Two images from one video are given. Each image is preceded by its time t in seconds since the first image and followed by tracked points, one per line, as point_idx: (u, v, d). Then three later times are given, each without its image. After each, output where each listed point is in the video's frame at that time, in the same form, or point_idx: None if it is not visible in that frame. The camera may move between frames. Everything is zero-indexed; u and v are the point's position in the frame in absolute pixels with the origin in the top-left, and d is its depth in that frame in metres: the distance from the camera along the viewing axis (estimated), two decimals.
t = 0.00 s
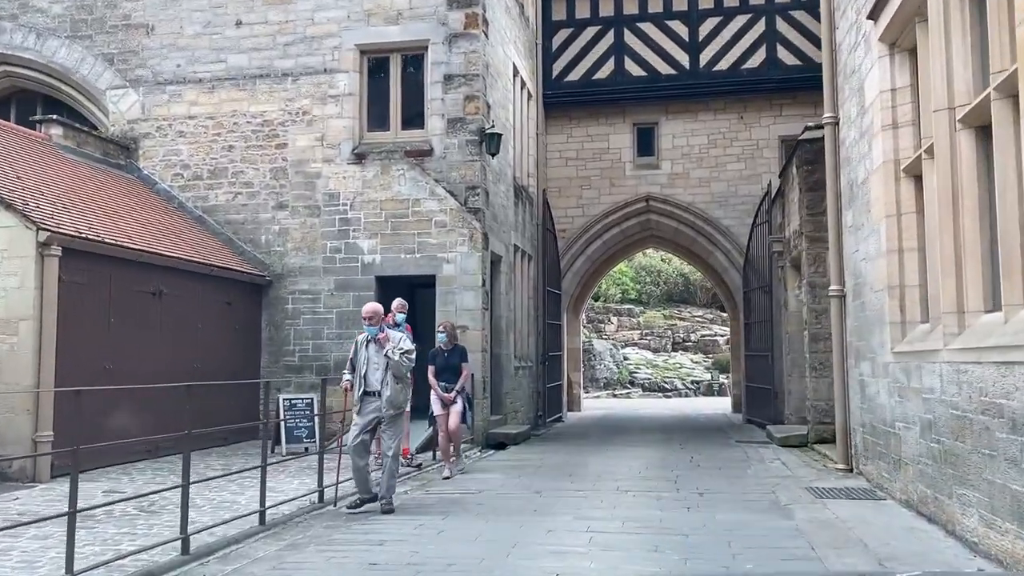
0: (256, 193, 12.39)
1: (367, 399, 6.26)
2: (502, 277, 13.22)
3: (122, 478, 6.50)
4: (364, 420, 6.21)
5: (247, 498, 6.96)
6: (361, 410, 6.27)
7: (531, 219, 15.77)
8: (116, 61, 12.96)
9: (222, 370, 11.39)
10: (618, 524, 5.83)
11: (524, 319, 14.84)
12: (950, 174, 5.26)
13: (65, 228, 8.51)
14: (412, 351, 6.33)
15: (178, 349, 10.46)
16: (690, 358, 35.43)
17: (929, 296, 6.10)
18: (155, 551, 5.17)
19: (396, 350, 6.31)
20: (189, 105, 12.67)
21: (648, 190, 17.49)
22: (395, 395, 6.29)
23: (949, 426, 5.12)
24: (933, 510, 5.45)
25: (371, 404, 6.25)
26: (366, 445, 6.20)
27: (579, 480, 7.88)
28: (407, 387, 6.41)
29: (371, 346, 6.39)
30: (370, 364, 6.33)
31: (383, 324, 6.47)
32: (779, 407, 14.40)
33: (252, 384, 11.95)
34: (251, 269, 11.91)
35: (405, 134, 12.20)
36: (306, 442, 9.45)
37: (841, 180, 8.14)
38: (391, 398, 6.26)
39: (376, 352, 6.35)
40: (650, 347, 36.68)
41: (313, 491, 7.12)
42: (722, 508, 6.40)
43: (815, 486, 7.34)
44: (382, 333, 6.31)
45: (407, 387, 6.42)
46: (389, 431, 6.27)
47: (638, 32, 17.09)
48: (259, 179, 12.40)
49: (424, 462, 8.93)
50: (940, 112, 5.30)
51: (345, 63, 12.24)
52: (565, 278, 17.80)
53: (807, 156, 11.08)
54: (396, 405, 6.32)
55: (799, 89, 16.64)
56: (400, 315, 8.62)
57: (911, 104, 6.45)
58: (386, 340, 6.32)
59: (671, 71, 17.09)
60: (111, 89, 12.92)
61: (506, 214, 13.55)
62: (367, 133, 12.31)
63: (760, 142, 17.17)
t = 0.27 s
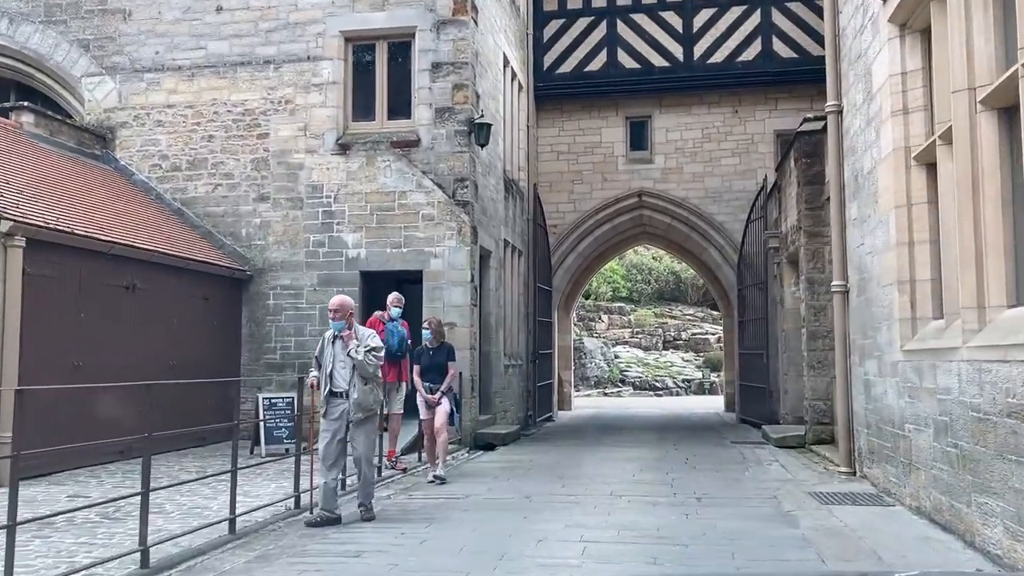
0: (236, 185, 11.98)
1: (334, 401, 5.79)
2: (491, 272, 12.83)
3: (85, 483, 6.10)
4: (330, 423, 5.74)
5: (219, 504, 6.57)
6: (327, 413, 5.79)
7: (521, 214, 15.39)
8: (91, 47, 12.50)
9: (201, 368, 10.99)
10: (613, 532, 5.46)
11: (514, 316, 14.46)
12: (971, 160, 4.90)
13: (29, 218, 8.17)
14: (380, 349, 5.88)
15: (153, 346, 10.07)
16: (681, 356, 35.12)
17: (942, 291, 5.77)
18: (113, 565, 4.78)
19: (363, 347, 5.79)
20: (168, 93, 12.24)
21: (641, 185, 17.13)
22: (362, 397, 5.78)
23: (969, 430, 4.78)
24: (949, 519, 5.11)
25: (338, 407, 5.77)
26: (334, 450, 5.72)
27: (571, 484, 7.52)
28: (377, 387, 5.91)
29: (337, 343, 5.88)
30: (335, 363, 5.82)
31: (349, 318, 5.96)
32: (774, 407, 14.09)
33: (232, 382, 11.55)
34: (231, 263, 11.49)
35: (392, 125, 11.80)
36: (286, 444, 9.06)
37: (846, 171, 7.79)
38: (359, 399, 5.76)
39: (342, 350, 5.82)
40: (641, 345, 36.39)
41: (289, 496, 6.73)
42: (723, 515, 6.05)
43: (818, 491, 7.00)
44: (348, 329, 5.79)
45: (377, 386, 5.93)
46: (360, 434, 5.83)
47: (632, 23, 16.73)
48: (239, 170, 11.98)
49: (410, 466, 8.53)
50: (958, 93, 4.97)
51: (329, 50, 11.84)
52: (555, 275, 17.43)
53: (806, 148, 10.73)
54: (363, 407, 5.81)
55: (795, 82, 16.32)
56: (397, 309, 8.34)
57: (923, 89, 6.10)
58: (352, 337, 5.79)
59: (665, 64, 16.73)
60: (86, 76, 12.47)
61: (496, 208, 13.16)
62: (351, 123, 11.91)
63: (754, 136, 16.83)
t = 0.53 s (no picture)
0: (215, 176, 11.56)
1: (295, 402, 5.33)
2: (480, 267, 12.44)
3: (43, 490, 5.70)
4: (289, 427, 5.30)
5: (188, 512, 6.16)
6: (289, 415, 5.35)
7: (511, 208, 15.01)
8: (65, 33, 12.04)
9: (178, 366, 10.57)
10: (609, 543, 5.09)
11: (503, 313, 14.08)
12: (995, 145, 4.57)
13: None
14: (349, 342, 5.35)
15: (126, 342, 9.64)
16: (671, 354, 34.85)
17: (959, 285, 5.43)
18: None
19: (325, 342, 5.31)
20: (145, 81, 11.80)
21: (633, 180, 16.78)
22: (320, 397, 5.28)
23: (993, 435, 4.45)
24: (968, 529, 4.78)
25: (298, 408, 5.32)
26: (300, 457, 5.29)
27: (562, 488, 7.15)
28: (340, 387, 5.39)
29: (301, 338, 5.41)
30: (297, 360, 5.36)
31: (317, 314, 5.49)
32: (768, 406, 13.77)
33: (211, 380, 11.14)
34: (209, 257, 11.07)
35: (377, 114, 11.39)
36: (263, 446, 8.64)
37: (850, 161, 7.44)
38: (315, 399, 5.27)
39: (306, 345, 5.36)
40: (630, 343, 36.09)
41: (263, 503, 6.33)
42: (724, 523, 5.69)
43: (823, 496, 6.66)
44: (311, 322, 5.33)
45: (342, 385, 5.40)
46: (318, 438, 5.29)
47: (624, 13, 16.36)
48: (219, 161, 11.57)
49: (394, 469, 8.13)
50: (980, 71, 4.62)
51: (312, 37, 11.43)
52: (545, 271, 17.06)
53: (805, 140, 10.39)
54: (322, 408, 5.30)
55: (790, 75, 16.00)
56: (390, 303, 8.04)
57: (936, 72, 5.75)
58: (315, 330, 5.33)
59: (658, 56, 16.38)
60: (60, 63, 12.00)
61: (485, 201, 12.79)
62: (335, 113, 11.51)
63: (749, 130, 16.51)
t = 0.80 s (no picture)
0: (193, 167, 11.15)
1: (258, 407, 4.91)
2: (467, 262, 12.07)
3: None
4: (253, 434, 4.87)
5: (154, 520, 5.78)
6: (252, 421, 4.93)
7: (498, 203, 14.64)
8: (36, 18, 11.58)
9: (153, 365, 10.17)
10: (603, 555, 4.73)
11: (491, 310, 13.71)
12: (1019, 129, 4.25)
13: None
14: (319, 342, 4.94)
15: (95, 339, 9.23)
16: (660, 353, 34.56)
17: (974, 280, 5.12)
18: None
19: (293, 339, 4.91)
20: (119, 68, 11.37)
21: (624, 174, 16.44)
22: (286, 400, 4.86)
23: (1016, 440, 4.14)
24: (987, 541, 4.47)
25: (262, 414, 4.90)
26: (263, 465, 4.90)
27: (551, 494, 6.80)
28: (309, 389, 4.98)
29: (265, 336, 5.01)
30: (261, 360, 4.95)
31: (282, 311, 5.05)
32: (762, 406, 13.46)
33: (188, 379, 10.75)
34: (185, 252, 10.67)
35: (360, 104, 11.00)
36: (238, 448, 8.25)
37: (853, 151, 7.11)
38: (281, 404, 4.84)
39: (271, 343, 4.97)
40: (620, 342, 35.77)
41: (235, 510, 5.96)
42: (723, 532, 5.36)
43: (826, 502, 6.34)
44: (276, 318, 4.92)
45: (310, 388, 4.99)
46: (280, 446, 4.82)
47: (615, 5, 16.05)
48: (196, 151, 11.15)
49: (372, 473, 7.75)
50: (1002, 49, 4.31)
51: (293, 24, 11.03)
52: (534, 268, 16.70)
53: (803, 133, 10.07)
54: (287, 413, 4.86)
55: (784, 68, 15.70)
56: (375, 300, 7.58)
57: (949, 54, 5.43)
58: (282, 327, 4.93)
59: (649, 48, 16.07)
60: (30, 49, 11.55)
61: (472, 195, 12.42)
62: (317, 102, 11.11)
63: (742, 124, 16.19)
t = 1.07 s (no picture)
0: (169, 157, 10.73)
1: (218, 406, 4.53)
2: (453, 257, 11.73)
3: None
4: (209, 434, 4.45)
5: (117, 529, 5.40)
6: (208, 419, 4.51)
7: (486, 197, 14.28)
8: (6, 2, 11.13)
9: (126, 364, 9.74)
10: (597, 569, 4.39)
11: (478, 308, 13.34)
12: None
13: None
14: (285, 334, 4.54)
15: (64, 336, 8.82)
16: (650, 352, 34.25)
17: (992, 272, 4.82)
18: None
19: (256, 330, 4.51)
20: (92, 55, 10.94)
21: (615, 169, 16.11)
22: (249, 399, 4.48)
23: None
24: (1009, 553, 4.15)
25: (223, 413, 4.51)
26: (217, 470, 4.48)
27: (540, 500, 6.44)
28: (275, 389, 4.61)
29: (228, 328, 4.64)
30: (222, 354, 4.57)
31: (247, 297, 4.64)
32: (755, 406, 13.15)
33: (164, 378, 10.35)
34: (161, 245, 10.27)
35: (343, 93, 10.61)
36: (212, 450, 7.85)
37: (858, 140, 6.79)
38: (246, 404, 4.47)
39: (234, 337, 4.60)
40: (609, 340, 35.44)
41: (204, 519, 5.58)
42: (723, 542, 5.03)
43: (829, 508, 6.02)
44: (237, 307, 4.52)
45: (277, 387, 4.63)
46: (248, 453, 4.51)
47: None
48: (173, 142, 10.74)
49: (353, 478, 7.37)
50: None
51: (273, 9, 10.63)
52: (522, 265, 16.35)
53: (801, 124, 9.76)
54: (251, 413, 4.50)
55: (777, 62, 15.41)
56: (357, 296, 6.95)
57: (964, 35, 5.12)
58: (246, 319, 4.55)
59: (641, 40, 15.75)
60: None
61: (459, 188, 12.06)
62: (298, 91, 10.72)
63: (735, 118, 15.88)
